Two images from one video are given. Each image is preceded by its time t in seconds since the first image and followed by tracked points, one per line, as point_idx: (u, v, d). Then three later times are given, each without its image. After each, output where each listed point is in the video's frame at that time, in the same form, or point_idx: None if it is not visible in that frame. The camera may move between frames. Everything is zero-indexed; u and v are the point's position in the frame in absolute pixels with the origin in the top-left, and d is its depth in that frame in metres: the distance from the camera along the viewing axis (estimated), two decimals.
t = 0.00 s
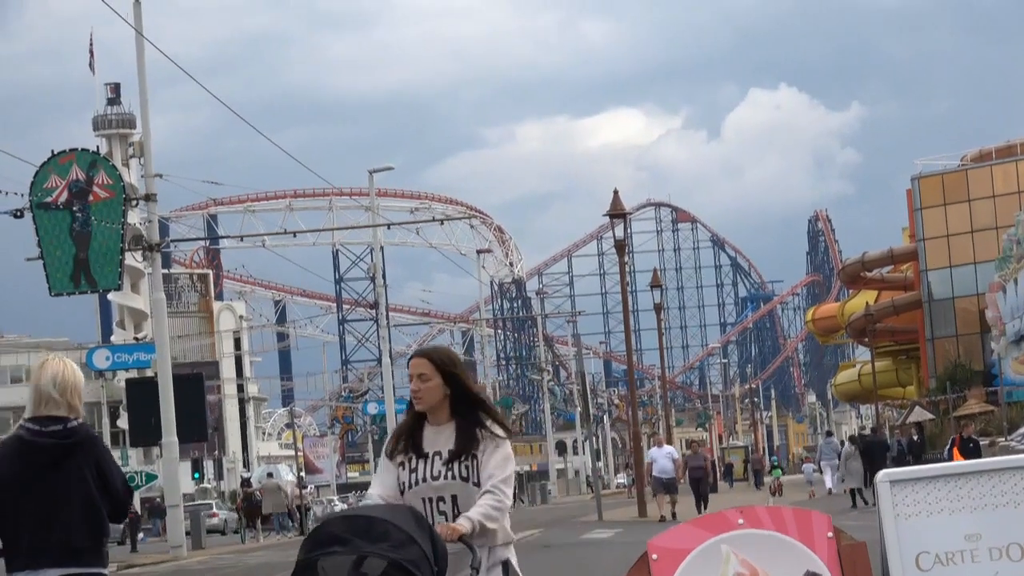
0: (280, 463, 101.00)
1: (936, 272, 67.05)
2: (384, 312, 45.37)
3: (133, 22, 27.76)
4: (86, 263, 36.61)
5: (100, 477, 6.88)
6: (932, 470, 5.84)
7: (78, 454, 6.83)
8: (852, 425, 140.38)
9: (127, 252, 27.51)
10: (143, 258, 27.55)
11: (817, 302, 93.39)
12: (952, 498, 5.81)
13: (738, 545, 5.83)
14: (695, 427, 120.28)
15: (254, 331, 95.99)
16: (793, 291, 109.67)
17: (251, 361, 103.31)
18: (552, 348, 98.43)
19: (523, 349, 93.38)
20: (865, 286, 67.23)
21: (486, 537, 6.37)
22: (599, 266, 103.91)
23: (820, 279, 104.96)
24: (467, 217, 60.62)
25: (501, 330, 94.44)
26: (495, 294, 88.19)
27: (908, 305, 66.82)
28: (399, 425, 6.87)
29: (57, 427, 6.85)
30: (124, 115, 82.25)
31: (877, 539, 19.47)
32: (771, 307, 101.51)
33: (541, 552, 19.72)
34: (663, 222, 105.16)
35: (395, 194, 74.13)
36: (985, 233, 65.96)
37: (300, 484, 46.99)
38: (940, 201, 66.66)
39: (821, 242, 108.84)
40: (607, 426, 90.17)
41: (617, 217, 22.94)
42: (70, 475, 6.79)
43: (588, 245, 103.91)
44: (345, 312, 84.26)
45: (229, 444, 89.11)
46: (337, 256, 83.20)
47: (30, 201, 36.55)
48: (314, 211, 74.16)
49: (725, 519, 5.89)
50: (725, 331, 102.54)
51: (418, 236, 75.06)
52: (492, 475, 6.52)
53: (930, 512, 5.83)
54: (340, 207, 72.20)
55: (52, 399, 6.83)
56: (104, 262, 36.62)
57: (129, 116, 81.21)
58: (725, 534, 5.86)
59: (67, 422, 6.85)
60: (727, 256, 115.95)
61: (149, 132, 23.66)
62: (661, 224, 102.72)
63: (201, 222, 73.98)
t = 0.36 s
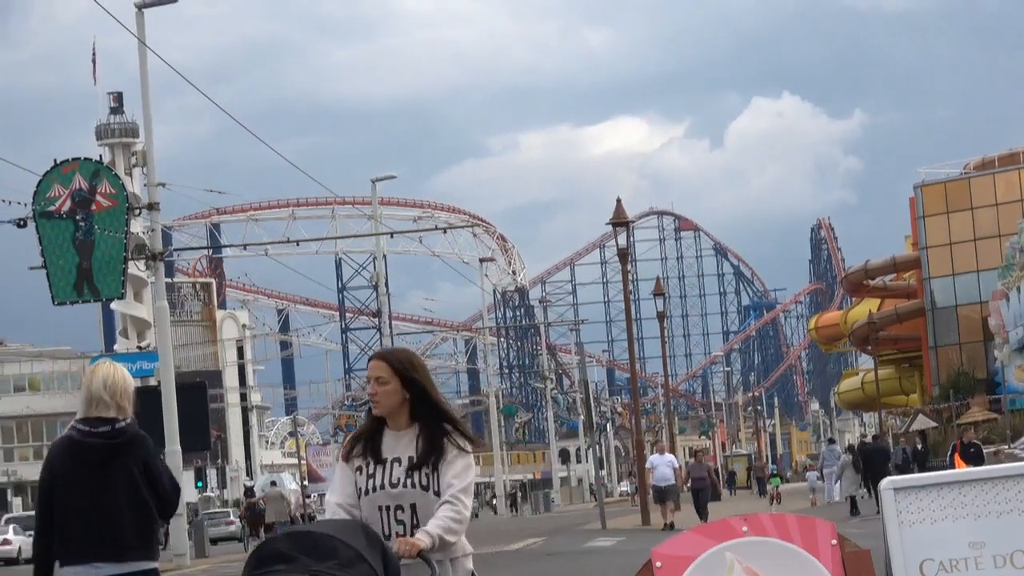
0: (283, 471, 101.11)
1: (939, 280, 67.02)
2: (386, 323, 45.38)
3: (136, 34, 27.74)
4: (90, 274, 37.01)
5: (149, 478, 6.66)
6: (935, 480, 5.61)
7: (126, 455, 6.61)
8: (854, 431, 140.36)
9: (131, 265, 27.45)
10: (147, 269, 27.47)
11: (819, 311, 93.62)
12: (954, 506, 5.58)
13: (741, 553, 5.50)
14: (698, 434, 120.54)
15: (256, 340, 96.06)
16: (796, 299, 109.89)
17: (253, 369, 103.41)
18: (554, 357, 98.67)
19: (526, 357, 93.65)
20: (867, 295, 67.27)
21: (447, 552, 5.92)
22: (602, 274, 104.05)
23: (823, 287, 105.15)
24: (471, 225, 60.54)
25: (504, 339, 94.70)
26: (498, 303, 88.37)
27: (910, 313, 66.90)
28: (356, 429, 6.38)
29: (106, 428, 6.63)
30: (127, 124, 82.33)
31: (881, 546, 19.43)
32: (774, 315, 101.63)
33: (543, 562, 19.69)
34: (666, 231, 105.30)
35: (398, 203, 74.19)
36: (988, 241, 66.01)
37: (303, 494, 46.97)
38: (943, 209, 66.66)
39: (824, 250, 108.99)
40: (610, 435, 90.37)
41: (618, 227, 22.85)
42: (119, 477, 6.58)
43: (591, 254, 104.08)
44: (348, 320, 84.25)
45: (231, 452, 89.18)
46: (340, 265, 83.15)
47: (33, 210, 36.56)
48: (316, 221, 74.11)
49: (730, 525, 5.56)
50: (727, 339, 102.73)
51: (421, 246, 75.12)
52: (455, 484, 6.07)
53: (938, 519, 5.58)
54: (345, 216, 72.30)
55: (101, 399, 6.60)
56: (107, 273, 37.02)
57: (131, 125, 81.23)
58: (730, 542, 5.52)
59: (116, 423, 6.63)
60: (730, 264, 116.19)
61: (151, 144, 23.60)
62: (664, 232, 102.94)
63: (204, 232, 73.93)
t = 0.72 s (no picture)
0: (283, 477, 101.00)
1: (940, 286, 67.07)
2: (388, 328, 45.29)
3: (137, 41, 27.85)
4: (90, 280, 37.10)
5: (206, 486, 7.18)
6: (937, 485, 5.64)
7: (186, 466, 7.13)
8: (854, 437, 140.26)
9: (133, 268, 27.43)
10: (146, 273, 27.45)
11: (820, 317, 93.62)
12: (956, 512, 5.62)
13: (743, 558, 5.47)
14: (698, 441, 120.54)
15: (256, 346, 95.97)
16: (797, 306, 109.89)
17: (253, 375, 103.27)
18: (555, 363, 98.58)
19: (527, 363, 93.59)
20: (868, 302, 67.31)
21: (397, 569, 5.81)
22: (602, 279, 103.94)
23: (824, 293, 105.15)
24: (471, 231, 60.48)
25: (504, 345, 94.74)
26: (499, 309, 88.29)
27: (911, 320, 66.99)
28: (288, 450, 6.26)
29: (165, 441, 7.17)
30: (127, 130, 82.40)
31: (882, 552, 19.45)
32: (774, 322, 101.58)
33: (543, 569, 19.68)
34: (667, 237, 105.21)
35: (398, 209, 74.15)
36: (989, 247, 66.00)
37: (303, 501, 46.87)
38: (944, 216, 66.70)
39: (825, 257, 108.95)
40: (611, 442, 90.33)
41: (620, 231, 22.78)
42: (177, 485, 7.09)
43: (591, 259, 104.03)
44: (349, 327, 84.24)
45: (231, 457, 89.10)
46: (340, 271, 83.12)
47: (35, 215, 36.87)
48: (316, 227, 74.05)
49: (730, 532, 5.56)
50: (728, 345, 102.67)
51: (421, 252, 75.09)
52: (399, 501, 5.99)
53: (940, 524, 5.62)
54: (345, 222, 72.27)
55: (163, 414, 7.17)
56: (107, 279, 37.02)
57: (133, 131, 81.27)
58: (730, 548, 5.52)
59: (176, 436, 7.16)
60: (730, 271, 116.20)
61: (152, 149, 23.63)
62: (665, 238, 102.92)
63: (204, 238, 73.88)
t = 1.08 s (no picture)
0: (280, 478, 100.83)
1: (936, 288, 67.09)
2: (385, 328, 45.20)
3: (134, 42, 27.77)
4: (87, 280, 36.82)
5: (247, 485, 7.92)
6: (935, 486, 5.68)
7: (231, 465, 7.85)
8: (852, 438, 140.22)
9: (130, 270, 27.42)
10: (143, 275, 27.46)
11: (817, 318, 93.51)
12: (953, 514, 5.66)
13: (741, 559, 5.47)
14: (695, 443, 120.46)
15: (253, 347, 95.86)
16: (795, 307, 109.75)
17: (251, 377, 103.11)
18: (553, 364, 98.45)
19: (525, 364, 93.43)
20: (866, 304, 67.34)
21: None
22: (600, 280, 103.78)
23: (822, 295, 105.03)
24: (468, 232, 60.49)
25: (501, 347, 94.64)
26: (496, 311, 88.09)
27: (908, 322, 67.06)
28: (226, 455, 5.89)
29: (211, 439, 7.85)
30: (125, 131, 82.37)
31: (878, 554, 19.47)
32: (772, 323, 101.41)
33: (539, 570, 19.70)
34: (665, 238, 105.06)
35: (395, 210, 73.99)
36: (986, 250, 65.89)
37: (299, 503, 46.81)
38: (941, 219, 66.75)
39: (822, 258, 108.86)
40: (608, 443, 90.18)
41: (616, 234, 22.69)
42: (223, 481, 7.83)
43: (588, 261, 103.89)
44: (346, 328, 84.18)
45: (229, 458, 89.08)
46: (337, 273, 83.04)
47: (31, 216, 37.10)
48: (312, 227, 73.93)
49: (728, 534, 5.55)
50: (726, 347, 102.48)
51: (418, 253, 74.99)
52: (339, 506, 5.59)
53: (938, 526, 5.67)
54: (342, 224, 72.16)
55: (206, 414, 7.80)
56: (104, 280, 36.81)
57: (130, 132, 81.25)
58: (729, 549, 5.51)
59: (219, 436, 7.84)
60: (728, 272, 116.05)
61: (150, 152, 23.63)
62: (662, 239, 102.77)
63: (201, 239, 73.80)
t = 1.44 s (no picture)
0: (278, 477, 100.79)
1: (936, 287, 67.10)
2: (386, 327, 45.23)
3: (134, 40, 27.80)
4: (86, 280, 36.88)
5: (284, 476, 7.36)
6: (935, 486, 5.69)
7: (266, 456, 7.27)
8: (851, 437, 140.30)
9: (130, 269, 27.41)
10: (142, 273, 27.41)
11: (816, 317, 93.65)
12: (953, 513, 5.67)
13: (739, 559, 5.47)
14: (695, 442, 120.71)
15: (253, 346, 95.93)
16: (793, 306, 109.91)
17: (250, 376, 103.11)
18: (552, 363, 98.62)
19: (524, 363, 93.57)
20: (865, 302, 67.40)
21: None
22: (599, 279, 103.89)
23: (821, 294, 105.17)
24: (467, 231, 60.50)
25: (501, 346, 94.85)
26: (495, 309, 88.19)
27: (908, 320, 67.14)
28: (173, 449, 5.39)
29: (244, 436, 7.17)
30: (124, 131, 82.44)
31: (875, 552, 19.42)
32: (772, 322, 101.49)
33: (536, 570, 19.61)
34: (664, 237, 105.18)
35: (394, 209, 74.08)
36: (986, 249, 65.91)
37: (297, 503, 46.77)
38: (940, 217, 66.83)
39: (821, 257, 109.08)
40: (607, 442, 90.20)
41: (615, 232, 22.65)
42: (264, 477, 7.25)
43: (587, 260, 104.00)
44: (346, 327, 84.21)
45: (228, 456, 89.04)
46: (336, 272, 83.10)
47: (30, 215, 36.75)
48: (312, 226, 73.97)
49: (726, 534, 5.57)
50: (725, 345, 102.55)
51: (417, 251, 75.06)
52: (264, 499, 4.96)
53: (935, 525, 5.68)
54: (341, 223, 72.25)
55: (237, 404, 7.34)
56: (103, 279, 36.91)
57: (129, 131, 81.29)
58: (727, 548, 5.53)
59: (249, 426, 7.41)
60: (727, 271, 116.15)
61: (149, 151, 23.63)
62: (661, 238, 102.90)
63: (201, 239, 73.80)
